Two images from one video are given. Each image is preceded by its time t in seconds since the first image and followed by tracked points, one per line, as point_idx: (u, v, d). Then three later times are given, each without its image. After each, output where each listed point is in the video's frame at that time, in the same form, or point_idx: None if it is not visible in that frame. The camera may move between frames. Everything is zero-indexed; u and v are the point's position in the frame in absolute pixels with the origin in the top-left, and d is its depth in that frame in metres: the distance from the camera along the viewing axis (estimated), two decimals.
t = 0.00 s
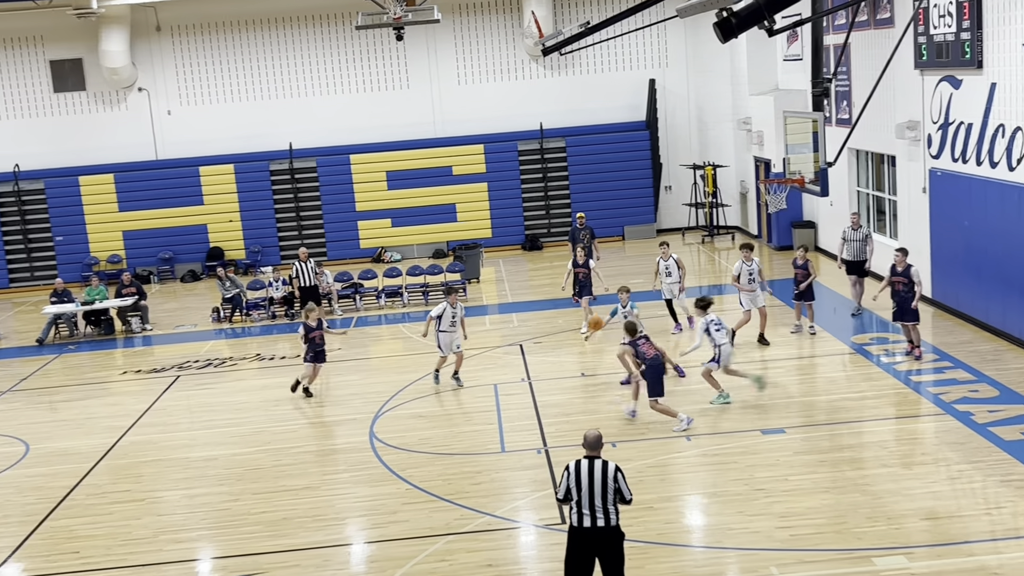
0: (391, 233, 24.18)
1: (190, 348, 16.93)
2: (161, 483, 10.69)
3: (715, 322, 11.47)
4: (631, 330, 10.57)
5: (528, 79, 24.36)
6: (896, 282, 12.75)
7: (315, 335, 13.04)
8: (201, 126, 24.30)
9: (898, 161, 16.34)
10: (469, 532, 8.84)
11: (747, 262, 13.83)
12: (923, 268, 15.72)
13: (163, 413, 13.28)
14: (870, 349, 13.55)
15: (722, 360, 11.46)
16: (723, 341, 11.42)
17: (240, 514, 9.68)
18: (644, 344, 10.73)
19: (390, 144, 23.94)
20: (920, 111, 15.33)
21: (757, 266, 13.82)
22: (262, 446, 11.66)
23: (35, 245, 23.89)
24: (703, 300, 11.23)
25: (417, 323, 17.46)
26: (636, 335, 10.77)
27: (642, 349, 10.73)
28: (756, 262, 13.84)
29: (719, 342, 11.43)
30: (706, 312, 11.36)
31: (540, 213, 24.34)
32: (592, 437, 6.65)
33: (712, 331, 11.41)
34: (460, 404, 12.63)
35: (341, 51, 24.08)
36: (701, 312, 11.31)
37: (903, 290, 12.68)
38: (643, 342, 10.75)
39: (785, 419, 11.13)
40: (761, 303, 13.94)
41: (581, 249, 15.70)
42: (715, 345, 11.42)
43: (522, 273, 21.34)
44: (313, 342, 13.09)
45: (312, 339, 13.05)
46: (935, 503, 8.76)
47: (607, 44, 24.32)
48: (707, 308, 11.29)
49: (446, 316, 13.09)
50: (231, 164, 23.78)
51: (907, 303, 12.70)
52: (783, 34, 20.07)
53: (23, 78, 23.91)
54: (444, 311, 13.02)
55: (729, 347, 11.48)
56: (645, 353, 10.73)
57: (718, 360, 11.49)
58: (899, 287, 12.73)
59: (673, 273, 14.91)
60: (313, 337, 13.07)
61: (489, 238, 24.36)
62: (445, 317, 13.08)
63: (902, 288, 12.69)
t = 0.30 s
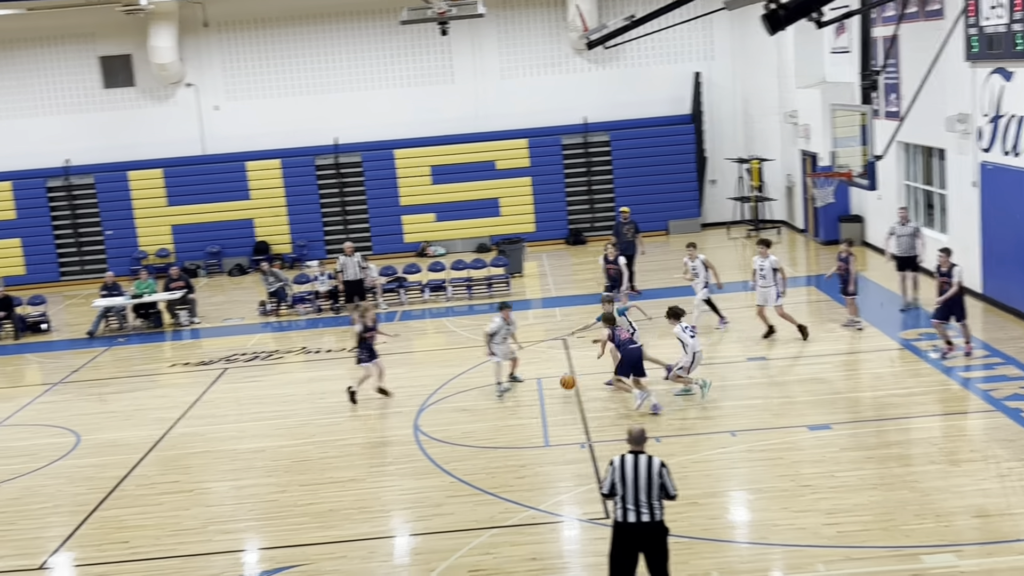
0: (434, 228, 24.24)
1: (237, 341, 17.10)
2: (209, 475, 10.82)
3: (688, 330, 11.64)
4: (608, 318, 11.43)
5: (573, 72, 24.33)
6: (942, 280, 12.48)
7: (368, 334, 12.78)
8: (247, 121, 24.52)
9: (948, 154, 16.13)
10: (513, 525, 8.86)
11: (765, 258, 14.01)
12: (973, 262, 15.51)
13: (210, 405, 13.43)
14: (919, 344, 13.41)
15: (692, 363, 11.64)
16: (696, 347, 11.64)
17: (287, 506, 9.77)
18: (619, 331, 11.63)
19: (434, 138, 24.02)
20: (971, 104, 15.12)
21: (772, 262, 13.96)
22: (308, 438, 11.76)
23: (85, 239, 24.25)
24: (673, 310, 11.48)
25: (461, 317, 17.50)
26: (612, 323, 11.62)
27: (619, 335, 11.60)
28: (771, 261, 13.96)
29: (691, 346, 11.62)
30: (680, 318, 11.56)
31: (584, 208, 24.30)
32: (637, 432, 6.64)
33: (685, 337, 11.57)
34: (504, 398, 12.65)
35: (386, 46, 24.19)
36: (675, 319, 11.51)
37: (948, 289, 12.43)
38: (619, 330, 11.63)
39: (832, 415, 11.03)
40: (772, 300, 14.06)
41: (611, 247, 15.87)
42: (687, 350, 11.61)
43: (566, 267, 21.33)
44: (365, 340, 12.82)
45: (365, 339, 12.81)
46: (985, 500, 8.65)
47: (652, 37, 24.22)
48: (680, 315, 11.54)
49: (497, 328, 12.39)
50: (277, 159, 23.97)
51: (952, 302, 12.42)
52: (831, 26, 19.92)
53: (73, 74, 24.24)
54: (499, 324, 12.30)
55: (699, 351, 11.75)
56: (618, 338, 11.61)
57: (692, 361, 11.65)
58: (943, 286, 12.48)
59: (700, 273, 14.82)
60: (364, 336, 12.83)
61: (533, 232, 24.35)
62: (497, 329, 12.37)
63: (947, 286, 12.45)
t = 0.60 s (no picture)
0: (468, 223, 24.28)
1: (272, 336, 17.21)
2: (244, 468, 10.90)
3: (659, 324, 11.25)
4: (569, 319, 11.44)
5: (607, 67, 24.26)
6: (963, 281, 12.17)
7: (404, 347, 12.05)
8: (282, 117, 24.65)
9: (987, 149, 15.94)
10: (546, 520, 8.87)
11: (766, 259, 13.91)
12: (1012, 259, 15.33)
13: (246, 399, 13.53)
14: (957, 341, 13.26)
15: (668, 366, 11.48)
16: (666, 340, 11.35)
17: (321, 499, 9.83)
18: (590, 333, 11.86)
19: (468, 134, 24.04)
20: (1011, 99, 14.91)
21: (770, 263, 13.84)
22: (343, 432, 11.83)
23: (123, 234, 24.50)
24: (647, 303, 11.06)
25: (494, 313, 17.52)
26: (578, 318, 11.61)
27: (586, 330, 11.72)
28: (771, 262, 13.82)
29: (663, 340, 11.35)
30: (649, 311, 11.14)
31: (617, 204, 24.24)
32: (668, 428, 6.63)
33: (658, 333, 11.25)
34: (537, 394, 12.65)
35: (420, 42, 24.24)
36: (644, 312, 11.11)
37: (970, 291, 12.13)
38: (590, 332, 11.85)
39: (866, 413, 10.95)
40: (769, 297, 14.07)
41: (619, 256, 15.34)
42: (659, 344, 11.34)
43: (599, 263, 21.30)
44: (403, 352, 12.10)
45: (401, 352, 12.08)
46: None
47: (686, 32, 24.11)
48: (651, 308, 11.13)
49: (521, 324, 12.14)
50: (311, 155, 24.08)
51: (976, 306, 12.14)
52: (868, 20, 19.76)
53: (110, 71, 24.47)
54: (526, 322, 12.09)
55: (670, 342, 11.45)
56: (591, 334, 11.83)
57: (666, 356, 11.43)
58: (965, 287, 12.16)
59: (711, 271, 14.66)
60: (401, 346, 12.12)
61: (566, 228, 24.32)
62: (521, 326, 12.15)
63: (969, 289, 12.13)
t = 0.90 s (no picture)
0: (490, 221, 24.30)
1: (296, 333, 17.29)
2: (267, 464, 10.95)
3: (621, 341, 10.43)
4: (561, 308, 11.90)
5: (630, 64, 24.22)
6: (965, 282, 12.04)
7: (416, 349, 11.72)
8: (306, 114, 24.74)
9: (1014, 146, 15.79)
10: (568, 518, 8.86)
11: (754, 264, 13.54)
12: None
13: (269, 395, 13.59)
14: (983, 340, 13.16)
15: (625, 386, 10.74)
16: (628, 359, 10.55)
17: (344, 496, 9.86)
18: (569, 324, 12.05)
19: (491, 131, 24.05)
20: None
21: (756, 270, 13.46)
22: (365, 429, 11.86)
23: (148, 231, 24.68)
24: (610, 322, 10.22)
25: (517, 310, 17.52)
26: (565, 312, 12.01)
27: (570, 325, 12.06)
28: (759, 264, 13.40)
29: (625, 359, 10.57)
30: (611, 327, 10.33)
31: (640, 201, 24.20)
32: (688, 427, 6.60)
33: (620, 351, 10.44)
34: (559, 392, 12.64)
35: (443, 39, 24.27)
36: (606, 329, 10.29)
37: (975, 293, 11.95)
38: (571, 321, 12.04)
39: (890, 411, 10.88)
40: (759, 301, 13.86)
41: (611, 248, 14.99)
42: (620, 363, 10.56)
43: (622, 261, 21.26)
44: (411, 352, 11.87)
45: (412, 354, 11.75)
46: None
47: (711, 29, 24.02)
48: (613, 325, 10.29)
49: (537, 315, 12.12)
50: (335, 152, 24.15)
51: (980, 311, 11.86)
52: (893, 16, 19.64)
53: (135, 69, 24.62)
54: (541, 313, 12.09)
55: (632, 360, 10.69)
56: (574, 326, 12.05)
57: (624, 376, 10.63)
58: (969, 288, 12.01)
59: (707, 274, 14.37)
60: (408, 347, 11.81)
61: (588, 225, 24.30)
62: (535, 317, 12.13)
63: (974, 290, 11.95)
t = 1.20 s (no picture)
0: (507, 219, 24.30)
1: (313, 331, 17.33)
2: (285, 462, 10.99)
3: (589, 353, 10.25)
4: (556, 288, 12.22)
5: (648, 63, 24.17)
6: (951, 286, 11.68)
7: (419, 345, 11.68)
8: (324, 113, 24.80)
9: None
10: (584, 517, 8.86)
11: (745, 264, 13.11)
12: None
13: (287, 393, 13.63)
14: (1001, 339, 13.10)
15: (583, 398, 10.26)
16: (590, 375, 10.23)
17: (361, 494, 9.89)
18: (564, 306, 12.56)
19: (508, 130, 24.04)
20: None
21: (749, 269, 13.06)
22: (382, 427, 11.88)
23: (167, 229, 24.79)
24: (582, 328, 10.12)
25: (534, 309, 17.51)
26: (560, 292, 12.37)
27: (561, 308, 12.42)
28: (749, 266, 13.07)
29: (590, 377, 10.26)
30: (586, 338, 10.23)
31: (657, 200, 24.16)
32: (705, 426, 6.59)
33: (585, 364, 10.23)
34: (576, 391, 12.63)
35: (461, 37, 24.28)
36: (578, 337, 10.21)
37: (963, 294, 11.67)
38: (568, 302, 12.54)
39: (908, 411, 10.83)
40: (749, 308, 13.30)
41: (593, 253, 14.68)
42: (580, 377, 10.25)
43: (639, 259, 21.21)
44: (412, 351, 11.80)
45: (416, 350, 11.73)
46: None
47: (729, 27, 23.94)
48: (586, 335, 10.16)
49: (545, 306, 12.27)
50: (353, 151, 24.20)
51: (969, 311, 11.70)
52: (912, 14, 19.54)
53: (154, 68, 24.73)
54: (549, 302, 12.25)
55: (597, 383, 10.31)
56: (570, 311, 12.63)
57: (581, 394, 10.25)
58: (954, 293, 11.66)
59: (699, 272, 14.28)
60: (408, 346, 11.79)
61: (606, 224, 24.27)
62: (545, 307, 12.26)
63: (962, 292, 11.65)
